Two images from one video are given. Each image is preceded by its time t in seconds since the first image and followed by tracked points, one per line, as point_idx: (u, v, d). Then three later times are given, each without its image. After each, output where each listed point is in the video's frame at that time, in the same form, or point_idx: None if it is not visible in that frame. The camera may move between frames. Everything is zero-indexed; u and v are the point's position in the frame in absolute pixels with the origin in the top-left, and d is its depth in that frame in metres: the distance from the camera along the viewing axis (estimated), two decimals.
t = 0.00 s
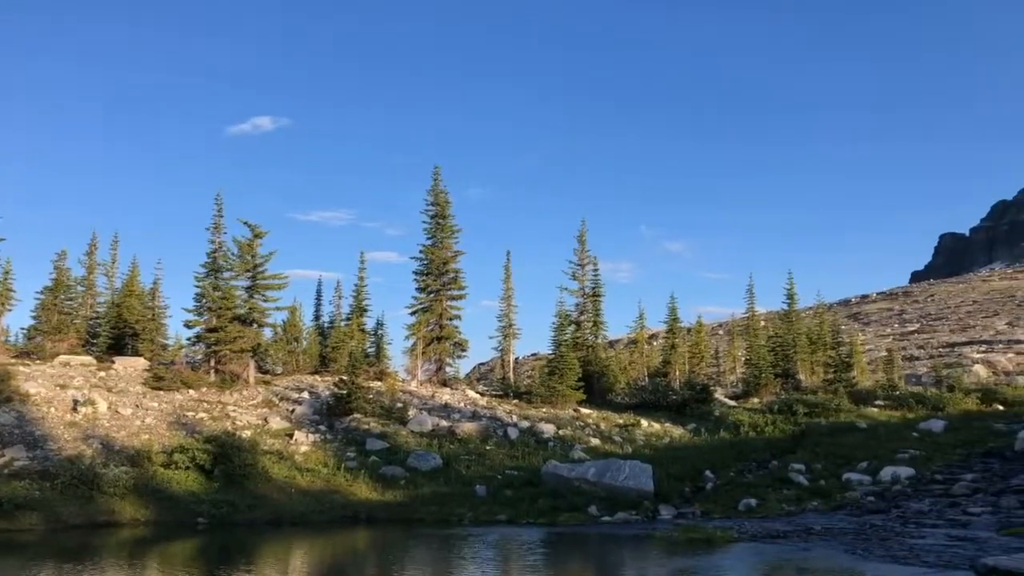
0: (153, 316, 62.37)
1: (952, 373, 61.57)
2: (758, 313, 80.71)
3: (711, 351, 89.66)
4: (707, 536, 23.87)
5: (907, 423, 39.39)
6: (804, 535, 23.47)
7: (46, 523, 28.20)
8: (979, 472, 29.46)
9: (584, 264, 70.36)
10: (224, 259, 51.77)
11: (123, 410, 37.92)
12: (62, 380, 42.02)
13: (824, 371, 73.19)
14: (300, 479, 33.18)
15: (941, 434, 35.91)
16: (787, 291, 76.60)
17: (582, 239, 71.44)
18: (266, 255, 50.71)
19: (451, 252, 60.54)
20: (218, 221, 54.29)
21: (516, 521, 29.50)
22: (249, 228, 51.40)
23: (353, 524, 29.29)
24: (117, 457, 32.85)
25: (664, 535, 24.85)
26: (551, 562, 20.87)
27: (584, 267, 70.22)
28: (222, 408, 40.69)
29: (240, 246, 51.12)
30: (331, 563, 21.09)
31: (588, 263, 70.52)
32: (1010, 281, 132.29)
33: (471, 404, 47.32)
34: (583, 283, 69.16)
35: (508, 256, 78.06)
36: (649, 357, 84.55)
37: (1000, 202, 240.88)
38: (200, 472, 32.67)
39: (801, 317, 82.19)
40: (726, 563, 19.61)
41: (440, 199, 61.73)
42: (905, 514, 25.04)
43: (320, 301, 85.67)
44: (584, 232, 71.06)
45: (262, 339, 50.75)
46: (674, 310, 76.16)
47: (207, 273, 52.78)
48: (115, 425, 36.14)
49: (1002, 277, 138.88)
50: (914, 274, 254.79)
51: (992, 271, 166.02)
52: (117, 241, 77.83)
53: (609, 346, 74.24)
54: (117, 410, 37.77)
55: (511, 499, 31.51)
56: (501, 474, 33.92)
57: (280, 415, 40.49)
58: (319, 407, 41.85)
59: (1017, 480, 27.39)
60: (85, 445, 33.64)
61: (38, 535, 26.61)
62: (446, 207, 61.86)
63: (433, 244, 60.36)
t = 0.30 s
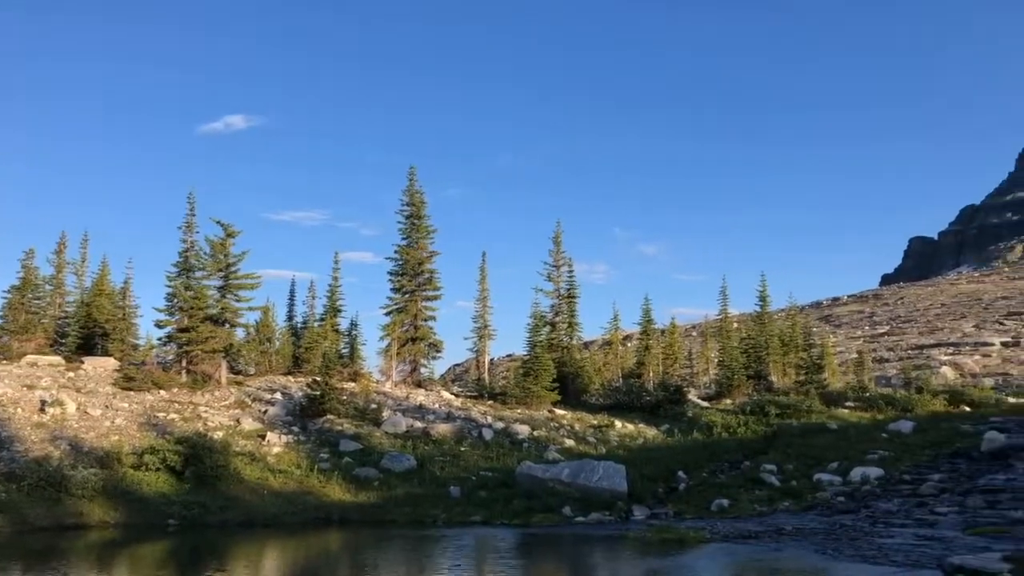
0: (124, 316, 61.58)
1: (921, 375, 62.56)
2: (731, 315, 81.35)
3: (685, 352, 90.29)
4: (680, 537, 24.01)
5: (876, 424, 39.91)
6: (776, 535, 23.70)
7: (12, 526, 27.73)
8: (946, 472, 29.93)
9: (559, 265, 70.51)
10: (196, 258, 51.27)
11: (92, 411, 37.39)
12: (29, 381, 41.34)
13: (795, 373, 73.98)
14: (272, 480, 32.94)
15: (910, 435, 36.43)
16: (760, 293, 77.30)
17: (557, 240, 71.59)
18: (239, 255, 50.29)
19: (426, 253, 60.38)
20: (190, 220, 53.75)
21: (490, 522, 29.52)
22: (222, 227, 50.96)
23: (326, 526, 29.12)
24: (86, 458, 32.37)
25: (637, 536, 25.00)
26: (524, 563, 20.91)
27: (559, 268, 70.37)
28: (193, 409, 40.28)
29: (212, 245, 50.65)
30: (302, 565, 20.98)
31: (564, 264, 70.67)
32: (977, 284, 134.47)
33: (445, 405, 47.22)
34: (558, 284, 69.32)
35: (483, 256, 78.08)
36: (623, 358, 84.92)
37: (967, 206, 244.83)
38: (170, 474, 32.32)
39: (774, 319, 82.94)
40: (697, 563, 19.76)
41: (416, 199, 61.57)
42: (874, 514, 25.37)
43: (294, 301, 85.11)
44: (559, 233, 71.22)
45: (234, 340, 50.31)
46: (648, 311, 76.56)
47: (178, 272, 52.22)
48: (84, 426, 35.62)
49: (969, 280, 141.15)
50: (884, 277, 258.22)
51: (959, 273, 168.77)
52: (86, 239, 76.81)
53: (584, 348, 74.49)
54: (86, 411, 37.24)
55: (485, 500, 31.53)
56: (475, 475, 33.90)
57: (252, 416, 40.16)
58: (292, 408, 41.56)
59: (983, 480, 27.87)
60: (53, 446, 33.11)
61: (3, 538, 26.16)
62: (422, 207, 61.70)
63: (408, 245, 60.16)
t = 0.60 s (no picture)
0: (93, 315, 60.70)
1: (890, 377, 63.38)
2: (704, 316, 81.95)
3: (659, 354, 90.81)
4: (654, 537, 24.14)
5: (847, 425, 40.38)
6: (748, 535, 23.92)
7: None
8: (915, 473, 30.40)
9: (535, 266, 70.58)
10: (168, 257, 50.67)
11: (60, 411, 36.81)
12: None
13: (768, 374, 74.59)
14: (245, 481, 32.66)
15: (879, 436, 36.93)
16: (733, 295, 77.88)
17: (533, 241, 71.64)
18: (212, 254, 49.80)
19: (401, 253, 60.17)
20: (161, 218, 53.13)
21: (464, 523, 29.50)
22: (195, 226, 50.44)
23: (299, 528, 28.94)
24: (53, 459, 31.87)
25: (611, 536, 25.12)
26: (498, 564, 20.91)
27: (535, 269, 70.44)
28: (164, 410, 39.79)
29: (185, 244, 50.11)
30: (274, 567, 20.84)
31: (539, 265, 70.74)
32: (945, 287, 136.54)
33: (420, 406, 47.06)
34: (533, 285, 69.38)
35: (458, 257, 77.94)
36: (598, 359, 85.18)
37: (936, 210, 248.51)
38: (140, 475, 31.94)
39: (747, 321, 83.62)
40: (671, 564, 19.90)
41: (391, 199, 61.34)
42: (845, 514, 25.69)
43: (267, 301, 84.40)
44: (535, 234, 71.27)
45: (206, 340, 49.80)
46: (623, 313, 76.87)
47: (150, 271, 51.58)
48: (52, 427, 35.08)
49: (938, 283, 143.38)
50: (854, 280, 261.42)
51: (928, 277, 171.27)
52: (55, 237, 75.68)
53: (559, 348, 74.61)
54: (54, 412, 36.66)
55: (459, 501, 31.50)
56: (449, 476, 33.84)
57: (224, 416, 39.76)
58: (265, 408, 41.21)
59: (950, 480, 28.36)
60: (19, 447, 32.55)
61: None
62: (397, 207, 61.46)
63: (383, 245, 59.91)
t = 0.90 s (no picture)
0: (61, 314, 59.83)
1: (861, 379, 64.16)
2: (678, 318, 82.46)
3: (633, 355, 91.29)
4: (627, 537, 24.24)
5: (817, 426, 40.83)
6: (720, 535, 24.11)
7: None
8: (884, 473, 30.82)
9: (510, 267, 70.59)
10: (139, 256, 50.05)
11: (27, 412, 36.24)
12: None
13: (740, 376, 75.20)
14: (216, 482, 32.36)
15: (849, 437, 37.37)
16: (706, 296, 78.43)
17: (509, 242, 71.65)
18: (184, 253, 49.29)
19: (376, 253, 59.92)
20: (132, 217, 52.49)
21: (438, 524, 29.44)
22: (167, 225, 49.90)
23: (271, 529, 28.72)
24: (20, 460, 31.36)
25: (585, 536, 25.25)
26: (470, 565, 20.89)
27: (510, 270, 70.46)
28: (134, 410, 39.31)
29: (156, 243, 49.55)
30: (245, 569, 20.67)
31: (514, 266, 70.79)
32: (914, 290, 138.57)
33: (393, 407, 46.84)
34: (508, 286, 69.40)
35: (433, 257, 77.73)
36: (572, 360, 85.42)
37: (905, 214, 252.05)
38: (109, 476, 31.54)
39: (720, 323, 84.27)
40: (644, 564, 20.01)
41: (366, 199, 61.08)
42: (815, 515, 25.96)
43: (239, 301, 83.68)
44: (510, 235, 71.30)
45: (178, 340, 49.26)
46: (597, 314, 77.15)
47: (120, 270, 50.95)
48: (18, 428, 34.52)
49: (907, 286, 145.50)
50: (825, 282, 264.42)
51: (897, 280, 173.62)
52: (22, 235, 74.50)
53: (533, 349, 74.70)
54: (20, 413, 36.08)
55: (433, 502, 31.43)
56: (423, 477, 33.77)
57: (196, 417, 39.36)
58: (237, 409, 40.85)
59: (918, 480, 28.80)
60: None
61: None
62: (372, 207, 61.21)
63: (357, 245, 59.62)
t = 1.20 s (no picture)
0: (28, 313, 58.90)
1: (832, 380, 64.92)
2: (651, 319, 82.89)
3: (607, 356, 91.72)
4: (601, 538, 24.34)
5: (789, 427, 41.28)
6: (692, 536, 24.27)
7: None
8: (853, 474, 31.18)
9: (486, 268, 70.55)
10: (109, 255, 49.40)
11: None
12: None
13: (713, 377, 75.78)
14: (187, 484, 32.02)
15: (820, 438, 37.78)
16: (680, 298, 78.93)
17: (484, 243, 71.61)
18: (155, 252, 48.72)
19: (350, 253, 59.60)
20: (102, 215, 51.79)
21: (411, 525, 29.34)
22: (138, 223, 49.32)
23: (242, 531, 28.46)
24: None
25: (558, 537, 25.31)
26: (443, 566, 20.85)
27: (486, 271, 70.43)
28: (103, 411, 38.80)
29: (127, 242, 48.94)
30: (215, 571, 20.46)
31: (490, 267, 70.75)
32: (884, 292, 140.50)
33: (368, 408, 46.60)
34: (484, 287, 69.34)
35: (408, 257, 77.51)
36: (547, 360, 85.62)
37: (876, 217, 255.44)
38: (77, 478, 31.10)
39: (693, 324, 84.82)
40: (616, 564, 20.09)
41: (340, 198, 60.76)
42: (786, 515, 26.19)
43: (211, 300, 82.91)
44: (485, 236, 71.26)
45: (149, 339, 48.70)
46: (572, 315, 77.38)
47: (89, 269, 50.28)
48: None
49: (877, 289, 147.48)
50: (797, 285, 267.28)
51: (867, 282, 175.88)
52: None
53: (509, 350, 74.74)
54: None
55: (406, 503, 31.30)
56: (397, 479, 33.63)
57: (166, 418, 38.92)
58: (208, 410, 40.45)
59: (887, 480, 29.20)
60: None
61: None
62: (346, 207, 60.88)
63: (332, 245, 59.27)
